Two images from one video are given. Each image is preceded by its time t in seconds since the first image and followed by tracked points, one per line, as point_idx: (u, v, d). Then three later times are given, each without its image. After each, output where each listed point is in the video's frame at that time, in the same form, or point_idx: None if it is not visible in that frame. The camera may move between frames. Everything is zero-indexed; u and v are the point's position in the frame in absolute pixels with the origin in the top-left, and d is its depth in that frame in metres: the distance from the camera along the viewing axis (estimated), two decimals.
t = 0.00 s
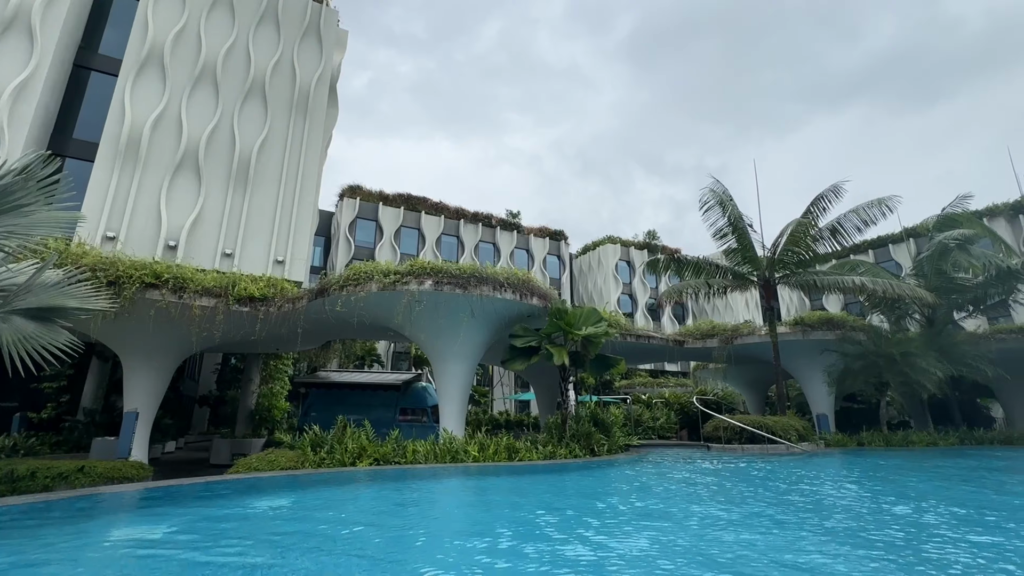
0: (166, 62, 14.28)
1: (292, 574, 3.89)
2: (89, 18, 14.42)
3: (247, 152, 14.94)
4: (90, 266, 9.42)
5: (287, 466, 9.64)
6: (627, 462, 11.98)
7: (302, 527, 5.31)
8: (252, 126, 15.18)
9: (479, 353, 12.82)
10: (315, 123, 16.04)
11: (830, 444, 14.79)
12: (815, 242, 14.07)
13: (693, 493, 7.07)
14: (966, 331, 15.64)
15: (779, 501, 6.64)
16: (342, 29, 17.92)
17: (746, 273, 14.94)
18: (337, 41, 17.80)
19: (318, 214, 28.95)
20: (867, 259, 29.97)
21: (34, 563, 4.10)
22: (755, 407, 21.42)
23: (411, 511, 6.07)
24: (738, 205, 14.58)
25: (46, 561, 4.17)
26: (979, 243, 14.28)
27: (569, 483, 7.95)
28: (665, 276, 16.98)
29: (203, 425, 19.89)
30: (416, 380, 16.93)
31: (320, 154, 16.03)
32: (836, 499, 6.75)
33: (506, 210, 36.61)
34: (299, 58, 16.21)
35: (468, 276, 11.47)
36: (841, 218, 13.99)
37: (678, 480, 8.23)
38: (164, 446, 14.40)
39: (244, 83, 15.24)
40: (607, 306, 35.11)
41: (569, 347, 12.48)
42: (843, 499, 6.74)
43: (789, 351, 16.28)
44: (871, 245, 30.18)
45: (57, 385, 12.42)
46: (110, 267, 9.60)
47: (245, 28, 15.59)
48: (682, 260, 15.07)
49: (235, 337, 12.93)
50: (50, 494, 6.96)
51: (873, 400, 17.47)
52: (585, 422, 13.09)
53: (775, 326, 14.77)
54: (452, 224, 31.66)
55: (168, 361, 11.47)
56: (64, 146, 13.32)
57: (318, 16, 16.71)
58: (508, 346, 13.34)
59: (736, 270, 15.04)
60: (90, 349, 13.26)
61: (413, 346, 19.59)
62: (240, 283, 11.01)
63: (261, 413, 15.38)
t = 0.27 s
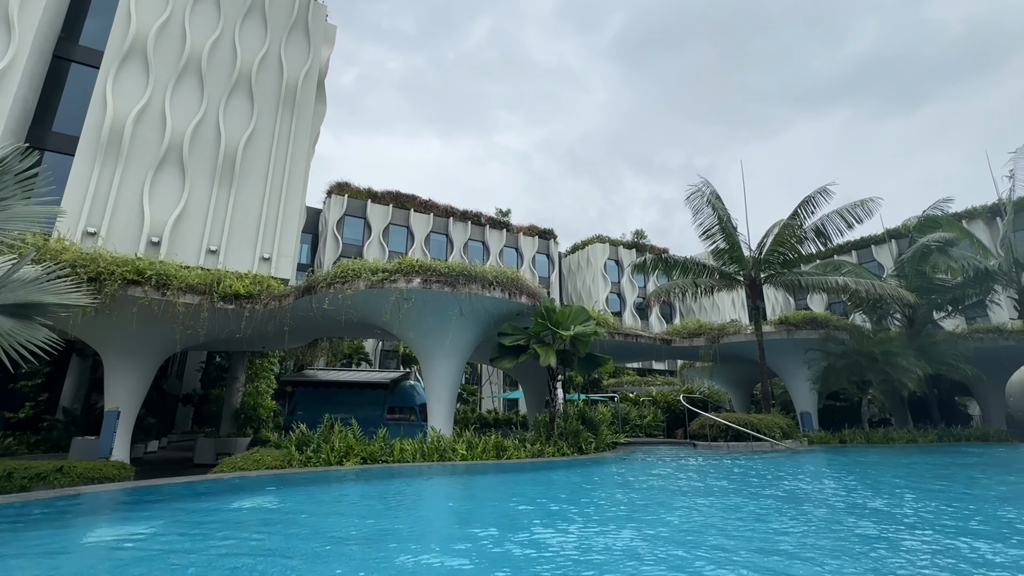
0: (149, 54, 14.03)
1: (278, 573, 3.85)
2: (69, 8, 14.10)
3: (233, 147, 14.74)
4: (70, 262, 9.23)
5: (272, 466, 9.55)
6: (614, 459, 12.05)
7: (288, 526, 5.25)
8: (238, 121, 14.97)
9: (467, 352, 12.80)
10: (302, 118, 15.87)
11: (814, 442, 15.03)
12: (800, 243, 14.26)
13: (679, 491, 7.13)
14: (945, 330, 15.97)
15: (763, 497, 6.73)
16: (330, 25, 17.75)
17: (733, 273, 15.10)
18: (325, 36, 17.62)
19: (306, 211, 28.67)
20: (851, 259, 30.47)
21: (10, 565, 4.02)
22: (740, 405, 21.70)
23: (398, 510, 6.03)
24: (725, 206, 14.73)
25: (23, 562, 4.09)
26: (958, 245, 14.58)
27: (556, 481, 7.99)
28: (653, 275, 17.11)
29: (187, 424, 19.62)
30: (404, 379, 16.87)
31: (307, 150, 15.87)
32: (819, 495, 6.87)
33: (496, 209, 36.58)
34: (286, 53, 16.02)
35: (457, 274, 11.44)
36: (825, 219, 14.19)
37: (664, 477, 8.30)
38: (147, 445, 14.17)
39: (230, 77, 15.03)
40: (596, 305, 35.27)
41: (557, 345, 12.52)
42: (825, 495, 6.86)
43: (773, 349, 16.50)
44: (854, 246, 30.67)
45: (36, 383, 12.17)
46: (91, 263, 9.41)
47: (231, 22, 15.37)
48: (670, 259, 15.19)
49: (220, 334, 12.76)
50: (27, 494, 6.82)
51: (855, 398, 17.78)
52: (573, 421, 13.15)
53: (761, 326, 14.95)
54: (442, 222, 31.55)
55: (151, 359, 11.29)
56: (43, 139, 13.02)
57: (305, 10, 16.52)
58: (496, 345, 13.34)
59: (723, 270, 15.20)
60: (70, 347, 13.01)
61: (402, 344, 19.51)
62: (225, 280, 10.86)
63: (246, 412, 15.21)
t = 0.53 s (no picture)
0: (133, 48, 13.80)
1: (265, 573, 3.82)
2: None
3: (220, 143, 14.54)
4: (50, 258, 9.05)
5: (259, 465, 9.46)
6: (602, 458, 12.11)
7: (275, 526, 5.19)
8: (225, 116, 14.78)
9: (457, 350, 12.78)
10: (291, 114, 15.70)
11: (799, 440, 15.23)
12: (787, 243, 14.42)
13: (667, 488, 7.18)
14: (927, 330, 16.27)
15: (749, 494, 6.82)
16: (319, 20, 17.57)
17: (721, 273, 15.23)
18: (314, 31, 17.44)
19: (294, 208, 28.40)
20: (836, 260, 30.89)
21: None
22: (727, 404, 21.94)
23: (387, 509, 6.00)
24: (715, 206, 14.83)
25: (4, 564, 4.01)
26: (941, 247, 14.83)
27: (545, 479, 8.01)
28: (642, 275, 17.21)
29: (172, 423, 19.35)
30: (393, 377, 16.79)
31: (296, 146, 15.70)
32: (803, 491, 6.98)
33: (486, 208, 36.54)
34: (275, 48, 15.84)
35: (446, 273, 11.41)
36: (812, 220, 14.36)
37: (652, 475, 8.36)
38: (130, 445, 13.96)
39: (216, 72, 14.82)
40: (585, 304, 35.39)
41: (547, 344, 12.53)
42: (809, 491, 6.97)
43: (760, 349, 16.69)
44: (839, 247, 31.09)
45: (14, 382, 11.91)
46: (72, 259, 9.24)
47: (218, 15, 15.17)
48: (659, 259, 15.29)
49: (205, 332, 12.60)
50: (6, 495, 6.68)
51: (840, 397, 18.06)
52: (562, 419, 13.20)
53: (748, 325, 15.11)
54: (432, 220, 31.42)
55: (134, 357, 11.11)
56: (22, 132, 12.74)
57: (294, 5, 16.33)
58: (486, 344, 13.33)
59: (711, 270, 15.32)
60: (50, 345, 12.76)
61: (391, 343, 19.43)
62: (211, 277, 10.73)
63: (233, 411, 15.04)
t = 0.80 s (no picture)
0: (117, 40, 13.55)
1: (252, 573, 3.80)
2: None
3: (206, 138, 14.34)
4: (29, 254, 8.86)
5: (244, 464, 9.36)
6: (590, 456, 12.17)
7: (260, 525, 5.13)
8: (211, 111, 14.57)
9: (446, 349, 12.75)
10: (279, 110, 15.52)
11: (783, 438, 15.44)
12: (773, 244, 14.59)
13: (654, 486, 7.23)
14: (908, 330, 16.57)
15: (735, 491, 6.90)
16: (308, 15, 17.38)
17: (709, 273, 15.37)
18: (303, 25, 17.24)
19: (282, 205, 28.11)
20: (821, 261, 31.34)
21: None
22: (714, 403, 22.18)
23: (374, 508, 5.97)
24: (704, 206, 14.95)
25: None
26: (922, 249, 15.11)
27: (533, 478, 8.03)
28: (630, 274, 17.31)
29: (155, 422, 19.07)
30: (381, 376, 16.69)
31: (284, 142, 15.53)
32: (787, 488, 7.08)
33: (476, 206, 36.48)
34: (262, 43, 15.65)
35: (435, 271, 11.37)
36: (798, 222, 14.55)
37: (639, 473, 8.42)
38: (112, 445, 13.72)
39: (202, 66, 14.61)
40: (574, 303, 35.50)
41: (536, 343, 12.55)
42: (793, 488, 7.07)
43: (746, 348, 16.89)
44: (824, 248, 31.54)
45: None
46: (52, 255, 9.06)
47: (204, 8, 14.96)
48: (648, 260, 15.38)
49: (190, 330, 12.43)
50: None
51: (824, 396, 18.34)
52: (551, 418, 13.24)
53: (734, 325, 15.27)
54: (421, 218, 31.29)
55: (116, 355, 10.92)
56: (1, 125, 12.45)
57: None
58: (475, 343, 13.31)
59: (699, 270, 15.45)
60: (29, 342, 12.49)
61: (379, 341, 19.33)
62: (196, 274, 10.58)
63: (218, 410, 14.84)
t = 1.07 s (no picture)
0: (100, 32, 13.31)
1: (237, 573, 3.77)
2: None
3: (191, 133, 14.13)
4: (8, 250, 8.67)
5: (229, 464, 9.25)
6: (579, 455, 12.21)
7: (244, 527, 5.06)
8: (197, 106, 14.37)
9: (435, 348, 12.72)
10: (267, 106, 15.35)
11: (769, 437, 15.61)
12: (760, 246, 14.76)
13: (641, 485, 7.27)
14: (890, 332, 16.85)
15: (720, 488, 6.97)
16: (297, 10, 17.21)
17: (697, 274, 15.48)
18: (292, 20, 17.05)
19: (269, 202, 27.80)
20: (807, 263, 31.75)
21: None
22: (701, 402, 22.39)
23: (361, 508, 5.92)
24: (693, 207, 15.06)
25: None
26: (905, 252, 15.35)
27: (521, 477, 8.04)
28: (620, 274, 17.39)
29: (138, 421, 18.78)
30: (370, 374, 16.51)
31: (272, 139, 15.36)
32: (771, 486, 7.17)
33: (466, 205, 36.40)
34: (250, 37, 15.46)
35: (424, 270, 11.33)
36: (785, 224, 14.73)
37: (626, 472, 8.46)
38: (93, 444, 13.46)
39: (188, 60, 14.40)
40: (563, 303, 35.58)
41: (524, 343, 12.55)
42: (777, 486, 7.16)
43: (733, 348, 17.06)
44: (810, 250, 31.94)
45: None
46: (32, 251, 8.87)
47: (191, 2, 14.74)
48: (637, 260, 15.46)
49: (174, 328, 12.25)
50: None
51: (809, 395, 18.60)
52: (539, 417, 13.26)
53: (721, 325, 15.41)
54: (411, 216, 31.14)
55: (98, 353, 10.72)
56: None
57: None
58: (464, 342, 13.28)
59: (688, 271, 15.57)
60: (7, 339, 12.22)
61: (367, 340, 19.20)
62: (180, 271, 10.43)
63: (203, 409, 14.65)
